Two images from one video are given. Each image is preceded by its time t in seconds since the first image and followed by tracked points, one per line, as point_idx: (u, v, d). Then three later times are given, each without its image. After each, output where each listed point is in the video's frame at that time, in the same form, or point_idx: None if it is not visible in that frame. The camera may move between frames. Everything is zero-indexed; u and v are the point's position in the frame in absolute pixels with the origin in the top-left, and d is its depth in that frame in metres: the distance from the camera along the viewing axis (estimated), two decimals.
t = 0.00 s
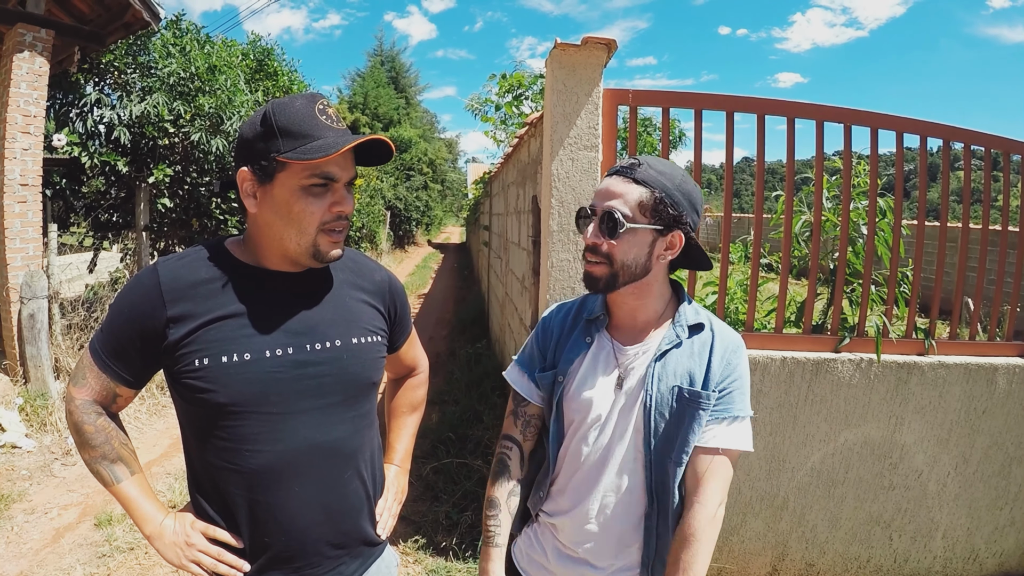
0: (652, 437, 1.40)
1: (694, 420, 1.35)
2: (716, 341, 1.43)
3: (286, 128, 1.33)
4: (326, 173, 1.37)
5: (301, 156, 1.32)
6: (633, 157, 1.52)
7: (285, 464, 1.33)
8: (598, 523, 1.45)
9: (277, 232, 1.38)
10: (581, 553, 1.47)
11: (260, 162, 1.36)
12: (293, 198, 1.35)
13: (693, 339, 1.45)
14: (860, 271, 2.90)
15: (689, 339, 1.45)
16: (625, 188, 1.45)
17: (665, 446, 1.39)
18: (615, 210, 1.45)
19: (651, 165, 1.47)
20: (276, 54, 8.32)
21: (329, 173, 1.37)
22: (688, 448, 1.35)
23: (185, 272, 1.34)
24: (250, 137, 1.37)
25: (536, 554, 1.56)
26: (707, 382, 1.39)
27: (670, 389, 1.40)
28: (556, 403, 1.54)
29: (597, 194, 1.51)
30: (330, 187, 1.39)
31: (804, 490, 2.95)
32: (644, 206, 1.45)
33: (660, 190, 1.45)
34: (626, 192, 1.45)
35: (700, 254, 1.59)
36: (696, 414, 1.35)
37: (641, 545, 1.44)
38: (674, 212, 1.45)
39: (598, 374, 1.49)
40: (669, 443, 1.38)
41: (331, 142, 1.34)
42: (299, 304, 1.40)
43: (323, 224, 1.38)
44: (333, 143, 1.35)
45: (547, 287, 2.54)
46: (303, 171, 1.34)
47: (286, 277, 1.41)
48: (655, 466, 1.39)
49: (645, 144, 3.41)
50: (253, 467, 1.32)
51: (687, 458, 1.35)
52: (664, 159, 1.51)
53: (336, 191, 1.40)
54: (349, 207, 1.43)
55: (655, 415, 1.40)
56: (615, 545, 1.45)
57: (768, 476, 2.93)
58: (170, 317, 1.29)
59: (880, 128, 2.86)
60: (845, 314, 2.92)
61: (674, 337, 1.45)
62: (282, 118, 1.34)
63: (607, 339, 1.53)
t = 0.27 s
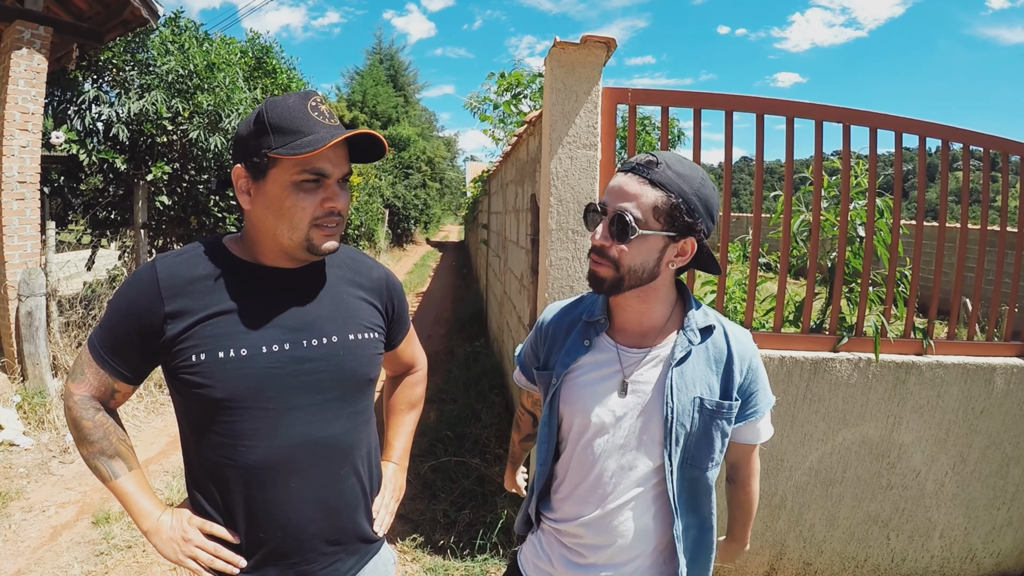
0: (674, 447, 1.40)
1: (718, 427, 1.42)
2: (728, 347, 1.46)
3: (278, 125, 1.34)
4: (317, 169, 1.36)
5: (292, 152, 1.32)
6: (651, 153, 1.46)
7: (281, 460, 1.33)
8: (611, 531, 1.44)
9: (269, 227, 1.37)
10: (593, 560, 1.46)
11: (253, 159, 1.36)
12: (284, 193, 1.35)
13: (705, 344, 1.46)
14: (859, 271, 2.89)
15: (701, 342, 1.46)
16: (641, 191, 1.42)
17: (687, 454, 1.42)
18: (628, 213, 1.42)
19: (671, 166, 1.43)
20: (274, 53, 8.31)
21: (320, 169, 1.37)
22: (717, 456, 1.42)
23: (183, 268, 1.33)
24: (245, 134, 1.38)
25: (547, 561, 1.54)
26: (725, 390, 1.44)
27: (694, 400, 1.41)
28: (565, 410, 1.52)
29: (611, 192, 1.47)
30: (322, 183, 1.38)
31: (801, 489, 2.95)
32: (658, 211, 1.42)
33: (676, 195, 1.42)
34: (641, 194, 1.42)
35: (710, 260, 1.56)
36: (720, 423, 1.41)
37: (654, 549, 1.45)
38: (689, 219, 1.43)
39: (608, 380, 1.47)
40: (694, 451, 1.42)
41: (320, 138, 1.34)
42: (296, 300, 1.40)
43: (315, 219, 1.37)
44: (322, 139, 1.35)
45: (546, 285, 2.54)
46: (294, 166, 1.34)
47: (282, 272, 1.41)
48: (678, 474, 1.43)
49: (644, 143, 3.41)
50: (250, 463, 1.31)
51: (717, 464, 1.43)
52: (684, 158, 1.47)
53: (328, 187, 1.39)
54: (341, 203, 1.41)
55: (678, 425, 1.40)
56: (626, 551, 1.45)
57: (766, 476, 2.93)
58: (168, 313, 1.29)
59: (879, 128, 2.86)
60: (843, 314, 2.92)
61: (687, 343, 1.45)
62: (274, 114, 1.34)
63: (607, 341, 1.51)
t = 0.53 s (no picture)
0: (673, 445, 1.41)
1: (717, 426, 1.42)
2: (728, 346, 1.47)
3: (269, 120, 1.35)
4: (306, 163, 1.37)
5: (280, 145, 1.33)
6: (657, 152, 1.49)
7: (278, 456, 1.33)
8: (609, 527, 1.45)
9: (259, 222, 1.37)
10: (591, 556, 1.47)
11: (245, 154, 1.38)
12: (273, 188, 1.36)
13: (705, 343, 1.47)
14: (856, 271, 2.90)
15: (702, 341, 1.47)
16: (664, 187, 1.43)
17: (686, 452, 1.43)
18: (657, 210, 1.41)
19: (679, 162, 1.48)
20: (272, 51, 8.30)
21: (309, 163, 1.37)
22: (715, 454, 1.43)
23: (182, 265, 1.33)
24: (240, 131, 1.40)
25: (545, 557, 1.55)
26: (725, 389, 1.45)
27: (694, 398, 1.42)
28: (565, 407, 1.52)
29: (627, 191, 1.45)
30: (311, 177, 1.38)
31: (798, 488, 2.96)
32: (680, 206, 1.44)
33: (691, 189, 1.46)
34: (665, 190, 1.43)
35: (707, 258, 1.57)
36: (719, 421, 1.42)
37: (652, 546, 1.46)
38: (701, 211, 1.49)
39: (610, 378, 1.47)
40: (693, 450, 1.43)
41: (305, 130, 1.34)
42: (294, 297, 1.40)
43: (303, 214, 1.36)
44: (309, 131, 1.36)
45: (543, 284, 2.54)
46: (283, 161, 1.35)
47: (280, 270, 1.41)
48: (676, 472, 1.43)
49: (642, 142, 3.41)
50: (247, 459, 1.32)
51: (714, 462, 1.44)
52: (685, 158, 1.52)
53: (317, 181, 1.39)
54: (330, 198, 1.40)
55: (677, 423, 1.41)
56: (624, 547, 1.45)
57: (762, 474, 2.94)
58: (166, 309, 1.29)
59: (876, 128, 2.87)
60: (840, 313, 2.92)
61: (688, 342, 1.46)
62: (265, 110, 1.36)
63: (610, 339, 1.51)
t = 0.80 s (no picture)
0: (662, 438, 1.42)
1: (706, 421, 1.43)
2: (718, 341, 1.48)
3: (250, 113, 1.40)
4: (279, 155, 1.39)
5: (254, 136, 1.36)
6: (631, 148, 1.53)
7: (271, 452, 1.34)
8: (599, 519, 1.47)
9: (239, 214, 1.40)
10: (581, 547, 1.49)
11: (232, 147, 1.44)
12: (250, 179, 1.39)
13: (695, 338, 1.48)
14: (848, 268, 2.92)
15: (691, 336, 1.48)
16: (650, 179, 1.46)
17: (675, 446, 1.43)
18: (650, 202, 1.44)
19: (654, 154, 1.51)
20: (268, 48, 8.28)
21: (283, 155, 1.39)
22: (704, 449, 1.44)
23: (177, 261, 1.34)
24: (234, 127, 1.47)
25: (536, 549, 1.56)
26: (714, 384, 1.45)
27: (682, 392, 1.43)
28: (557, 401, 1.52)
29: (615, 188, 1.46)
30: (286, 170, 1.40)
31: (791, 484, 2.98)
32: (668, 195, 1.47)
33: (673, 178, 1.50)
34: (652, 182, 1.46)
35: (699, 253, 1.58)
36: (708, 416, 1.43)
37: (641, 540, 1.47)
38: (684, 197, 1.53)
39: (601, 372, 1.48)
40: (682, 444, 1.43)
41: (277, 120, 1.36)
42: (287, 294, 1.40)
43: (273, 205, 1.37)
44: (284, 123, 1.38)
45: (537, 281, 2.55)
46: (259, 153, 1.38)
47: (272, 266, 1.41)
48: (665, 465, 1.44)
49: (636, 139, 3.42)
50: (240, 454, 1.32)
51: (703, 458, 1.44)
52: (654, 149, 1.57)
53: (291, 174, 1.40)
54: (303, 191, 1.40)
55: (666, 417, 1.42)
56: (613, 540, 1.46)
57: (756, 471, 2.95)
58: (161, 305, 1.29)
59: (870, 125, 2.88)
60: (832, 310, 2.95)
61: (678, 336, 1.47)
62: (250, 104, 1.40)
63: (601, 334, 1.52)
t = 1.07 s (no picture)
0: (649, 437, 1.42)
1: (693, 419, 1.43)
2: (706, 339, 1.48)
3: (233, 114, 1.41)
4: (261, 154, 1.39)
5: (236, 136, 1.38)
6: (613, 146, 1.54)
7: (263, 453, 1.34)
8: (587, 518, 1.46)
9: (225, 215, 1.40)
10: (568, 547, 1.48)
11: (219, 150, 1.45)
12: (233, 179, 1.39)
13: (683, 336, 1.48)
14: (841, 264, 2.94)
15: (679, 334, 1.48)
16: (631, 177, 1.46)
17: (662, 445, 1.43)
18: (632, 199, 1.44)
19: (632, 151, 1.51)
20: (261, 49, 8.27)
21: (266, 155, 1.39)
22: (692, 447, 1.43)
23: (167, 264, 1.33)
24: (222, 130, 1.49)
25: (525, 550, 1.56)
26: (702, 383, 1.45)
27: (670, 391, 1.43)
28: (544, 399, 1.53)
29: (597, 188, 1.46)
30: (269, 169, 1.40)
31: (786, 481, 2.99)
32: (650, 191, 1.48)
33: (653, 173, 1.50)
34: (633, 179, 1.46)
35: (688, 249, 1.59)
36: (695, 414, 1.42)
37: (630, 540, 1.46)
38: (665, 192, 1.53)
39: (588, 370, 1.48)
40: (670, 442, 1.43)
41: (256, 119, 1.37)
42: (277, 295, 1.40)
43: (256, 204, 1.37)
44: (265, 123, 1.39)
45: (530, 280, 2.55)
46: (242, 153, 1.39)
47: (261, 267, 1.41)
48: (652, 464, 1.44)
49: (628, 137, 3.43)
50: (232, 456, 1.32)
51: (692, 458, 1.44)
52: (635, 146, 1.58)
53: (273, 173, 1.40)
54: (285, 189, 1.39)
55: (652, 415, 1.42)
56: (602, 540, 1.46)
57: (751, 468, 2.96)
58: (152, 309, 1.29)
59: (861, 122, 2.89)
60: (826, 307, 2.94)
61: (665, 334, 1.47)
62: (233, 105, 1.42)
63: (589, 332, 1.53)
